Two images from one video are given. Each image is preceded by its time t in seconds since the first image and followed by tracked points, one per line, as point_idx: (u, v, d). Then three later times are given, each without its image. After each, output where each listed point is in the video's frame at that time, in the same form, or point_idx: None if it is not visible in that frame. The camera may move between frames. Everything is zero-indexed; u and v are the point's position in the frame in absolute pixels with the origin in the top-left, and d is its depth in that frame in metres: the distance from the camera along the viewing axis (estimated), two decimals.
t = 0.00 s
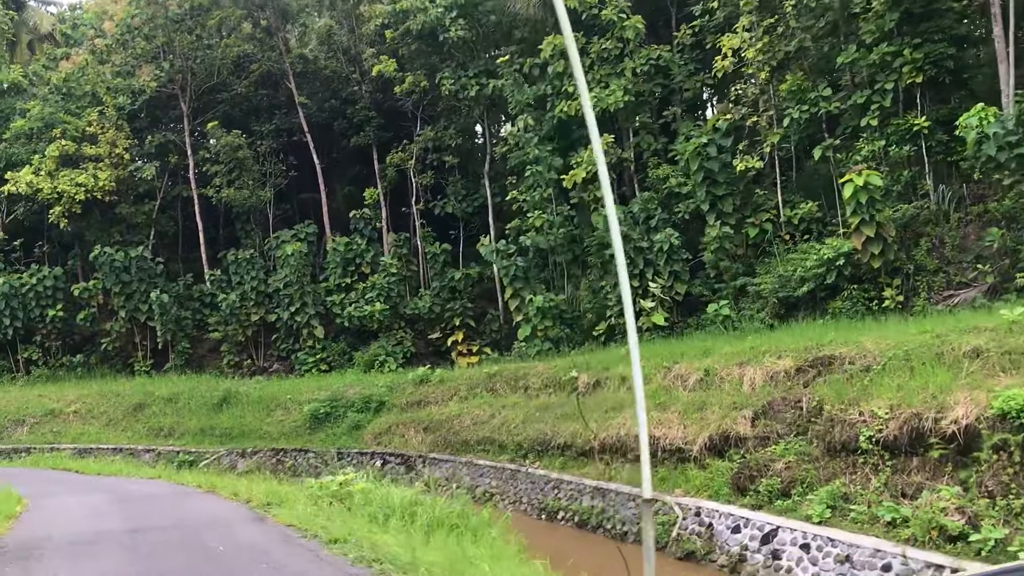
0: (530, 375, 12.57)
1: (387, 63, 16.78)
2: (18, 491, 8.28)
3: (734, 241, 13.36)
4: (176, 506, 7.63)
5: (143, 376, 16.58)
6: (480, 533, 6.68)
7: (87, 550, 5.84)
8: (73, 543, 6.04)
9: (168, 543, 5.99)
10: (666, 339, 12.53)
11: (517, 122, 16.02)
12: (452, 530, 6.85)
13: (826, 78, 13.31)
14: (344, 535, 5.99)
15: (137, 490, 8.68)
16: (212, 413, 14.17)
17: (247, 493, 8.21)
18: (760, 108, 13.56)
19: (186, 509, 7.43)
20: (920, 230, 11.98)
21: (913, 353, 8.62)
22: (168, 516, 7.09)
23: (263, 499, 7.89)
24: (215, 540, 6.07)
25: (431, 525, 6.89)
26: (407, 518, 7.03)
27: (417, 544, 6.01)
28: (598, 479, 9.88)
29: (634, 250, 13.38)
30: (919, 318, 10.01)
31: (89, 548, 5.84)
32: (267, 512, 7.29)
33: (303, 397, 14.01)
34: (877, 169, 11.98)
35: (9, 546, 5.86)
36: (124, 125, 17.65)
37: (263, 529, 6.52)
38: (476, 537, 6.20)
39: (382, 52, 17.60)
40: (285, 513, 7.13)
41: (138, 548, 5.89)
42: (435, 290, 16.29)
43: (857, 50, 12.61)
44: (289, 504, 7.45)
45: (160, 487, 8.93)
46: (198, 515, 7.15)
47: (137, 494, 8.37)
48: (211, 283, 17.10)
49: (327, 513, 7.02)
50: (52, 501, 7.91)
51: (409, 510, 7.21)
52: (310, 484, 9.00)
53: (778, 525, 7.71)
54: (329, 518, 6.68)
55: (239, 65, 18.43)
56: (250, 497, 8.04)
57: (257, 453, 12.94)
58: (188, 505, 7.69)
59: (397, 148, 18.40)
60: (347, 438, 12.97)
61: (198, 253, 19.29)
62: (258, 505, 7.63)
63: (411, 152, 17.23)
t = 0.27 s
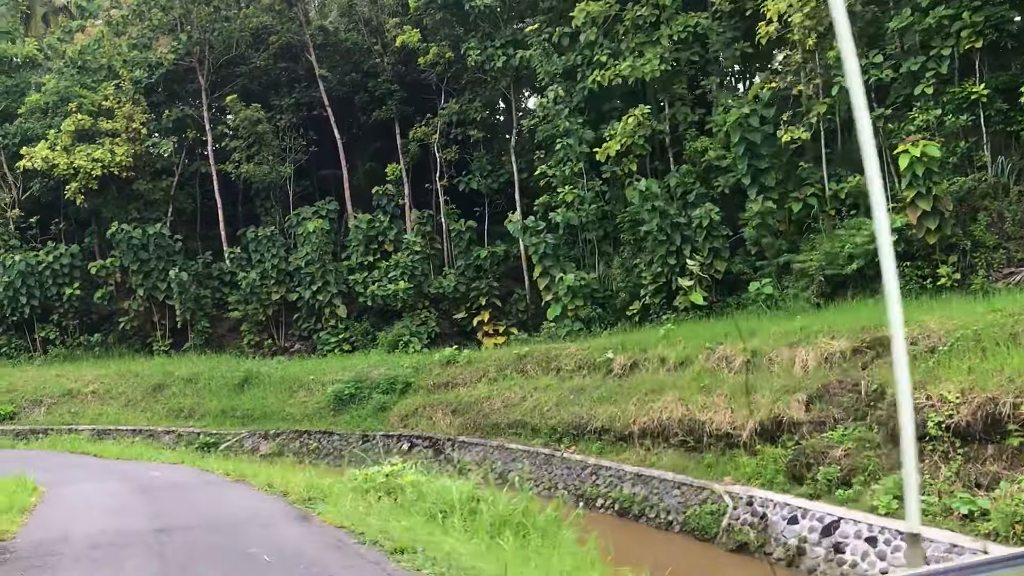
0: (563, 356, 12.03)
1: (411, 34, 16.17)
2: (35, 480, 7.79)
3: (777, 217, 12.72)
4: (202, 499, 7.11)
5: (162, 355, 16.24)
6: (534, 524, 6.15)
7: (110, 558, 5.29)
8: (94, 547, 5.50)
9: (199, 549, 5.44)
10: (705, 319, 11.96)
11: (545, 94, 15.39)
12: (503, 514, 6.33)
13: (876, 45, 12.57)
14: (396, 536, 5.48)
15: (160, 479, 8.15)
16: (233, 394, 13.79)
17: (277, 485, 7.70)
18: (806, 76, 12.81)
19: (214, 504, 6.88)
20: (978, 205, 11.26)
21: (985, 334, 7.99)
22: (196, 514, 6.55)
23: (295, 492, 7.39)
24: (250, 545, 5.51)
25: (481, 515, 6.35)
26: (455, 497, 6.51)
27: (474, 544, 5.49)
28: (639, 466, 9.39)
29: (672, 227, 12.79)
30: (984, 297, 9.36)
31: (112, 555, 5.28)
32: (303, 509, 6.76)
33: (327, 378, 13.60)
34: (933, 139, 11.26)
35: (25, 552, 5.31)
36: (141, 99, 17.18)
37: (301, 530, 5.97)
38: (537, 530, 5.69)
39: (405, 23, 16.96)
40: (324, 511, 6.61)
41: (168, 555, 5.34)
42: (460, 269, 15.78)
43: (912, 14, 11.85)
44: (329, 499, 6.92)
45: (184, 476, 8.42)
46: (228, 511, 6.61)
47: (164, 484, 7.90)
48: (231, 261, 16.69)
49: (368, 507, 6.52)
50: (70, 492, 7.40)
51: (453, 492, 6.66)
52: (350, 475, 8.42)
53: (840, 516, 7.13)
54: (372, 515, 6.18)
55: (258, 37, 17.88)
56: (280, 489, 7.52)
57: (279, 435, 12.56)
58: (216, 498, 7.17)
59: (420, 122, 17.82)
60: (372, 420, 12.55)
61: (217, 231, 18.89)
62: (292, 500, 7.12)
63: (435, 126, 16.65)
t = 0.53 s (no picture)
0: (595, 338, 11.54)
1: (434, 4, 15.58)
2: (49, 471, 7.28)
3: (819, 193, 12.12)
4: (229, 491, 6.58)
5: (181, 335, 15.94)
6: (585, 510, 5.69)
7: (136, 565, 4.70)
8: (114, 548, 4.97)
9: (230, 551, 4.90)
10: (745, 299, 11.42)
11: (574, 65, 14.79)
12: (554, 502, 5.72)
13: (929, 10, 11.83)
14: (445, 535, 4.96)
15: (183, 469, 7.63)
16: (254, 375, 13.46)
17: (307, 473, 7.17)
18: (852, 44, 12.13)
19: (241, 498, 6.34)
20: None
21: None
22: (222, 508, 6.01)
23: (326, 481, 6.85)
24: (284, 547, 4.98)
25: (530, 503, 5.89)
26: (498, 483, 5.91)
27: (530, 539, 4.97)
28: (681, 452, 8.93)
29: (710, 202, 12.23)
30: None
31: (134, 558, 4.75)
32: (337, 501, 6.22)
33: (350, 359, 13.23)
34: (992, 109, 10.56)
35: (36, 556, 4.79)
36: (157, 73, 16.74)
37: (339, 527, 5.42)
38: (597, 520, 5.17)
39: None
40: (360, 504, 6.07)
41: (200, 562, 4.73)
42: (484, 248, 15.30)
43: None
44: (364, 488, 6.44)
45: (208, 465, 7.90)
46: (257, 506, 6.07)
47: (187, 474, 7.37)
48: (250, 240, 16.31)
49: (408, 497, 6.01)
50: (86, 484, 6.88)
51: (493, 478, 6.18)
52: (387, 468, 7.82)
53: (906, 508, 6.58)
54: (413, 508, 5.70)
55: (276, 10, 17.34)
56: (310, 478, 6.98)
57: (302, 417, 12.20)
58: (243, 490, 6.63)
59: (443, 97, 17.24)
60: (397, 402, 12.17)
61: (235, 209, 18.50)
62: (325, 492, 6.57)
63: (459, 101, 16.10)
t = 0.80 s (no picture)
0: (628, 322, 11.03)
1: None
2: (61, 466, 6.76)
3: (865, 171, 11.48)
4: (254, 490, 6.02)
5: (198, 318, 15.59)
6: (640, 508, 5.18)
7: None
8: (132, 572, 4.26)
9: None
10: (787, 282, 10.87)
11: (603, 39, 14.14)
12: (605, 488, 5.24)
13: None
14: (488, 546, 4.47)
15: (204, 463, 7.08)
16: (273, 359, 13.08)
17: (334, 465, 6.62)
18: (902, 12, 11.42)
19: (268, 499, 5.77)
20: None
21: None
22: (248, 512, 5.45)
23: (356, 475, 6.32)
24: (319, 561, 4.41)
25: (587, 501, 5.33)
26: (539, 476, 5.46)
27: (586, 547, 4.42)
28: (725, 442, 8.45)
29: (748, 181, 11.63)
30: None
31: None
32: (372, 501, 5.65)
33: (372, 343, 12.83)
34: None
35: (42, 572, 4.25)
36: (172, 50, 16.25)
37: (378, 536, 4.84)
38: (657, 518, 4.64)
39: None
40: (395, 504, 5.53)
41: None
42: (509, 229, 14.78)
43: None
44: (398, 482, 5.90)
45: (231, 458, 7.36)
46: (286, 508, 5.50)
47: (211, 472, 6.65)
48: (268, 221, 15.89)
49: (443, 495, 5.51)
50: (101, 482, 6.34)
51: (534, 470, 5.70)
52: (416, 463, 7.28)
53: (980, 505, 5.89)
54: (458, 506, 5.19)
55: None
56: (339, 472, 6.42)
57: (323, 402, 11.82)
58: (274, 493, 5.92)
59: (464, 73, 16.63)
60: (421, 387, 11.74)
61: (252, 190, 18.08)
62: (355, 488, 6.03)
63: (481, 77, 15.51)
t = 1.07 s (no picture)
0: (663, 310, 10.51)
1: None
2: (68, 468, 6.17)
3: (912, 150, 10.88)
4: (286, 500, 5.24)
5: (214, 305, 15.21)
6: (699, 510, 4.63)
7: None
8: None
9: None
10: (830, 268, 10.32)
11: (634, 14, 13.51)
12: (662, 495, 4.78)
13: None
14: (540, 551, 3.94)
15: (222, 462, 6.46)
16: (291, 348, 12.67)
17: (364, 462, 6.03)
18: None
19: (294, 503, 5.14)
20: None
21: None
22: (273, 520, 4.82)
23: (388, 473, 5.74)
24: None
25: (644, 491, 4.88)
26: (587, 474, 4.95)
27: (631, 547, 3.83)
28: (773, 438, 7.94)
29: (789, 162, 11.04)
30: None
31: None
32: (418, 510, 4.91)
33: (393, 332, 12.38)
34: None
35: None
36: (186, 30, 15.78)
37: (422, 550, 4.21)
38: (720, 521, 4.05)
39: None
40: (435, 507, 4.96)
41: None
42: (533, 214, 14.25)
43: None
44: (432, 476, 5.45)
45: (250, 454, 6.75)
46: (316, 516, 4.88)
47: (235, 476, 5.90)
48: (285, 206, 15.45)
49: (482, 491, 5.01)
50: (110, 485, 5.74)
51: (581, 467, 5.20)
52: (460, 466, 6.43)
53: None
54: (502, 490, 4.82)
55: None
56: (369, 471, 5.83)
57: (344, 392, 11.42)
58: (309, 503, 5.13)
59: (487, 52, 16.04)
60: (445, 377, 11.29)
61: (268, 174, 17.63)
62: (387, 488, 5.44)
63: (505, 57, 14.93)
